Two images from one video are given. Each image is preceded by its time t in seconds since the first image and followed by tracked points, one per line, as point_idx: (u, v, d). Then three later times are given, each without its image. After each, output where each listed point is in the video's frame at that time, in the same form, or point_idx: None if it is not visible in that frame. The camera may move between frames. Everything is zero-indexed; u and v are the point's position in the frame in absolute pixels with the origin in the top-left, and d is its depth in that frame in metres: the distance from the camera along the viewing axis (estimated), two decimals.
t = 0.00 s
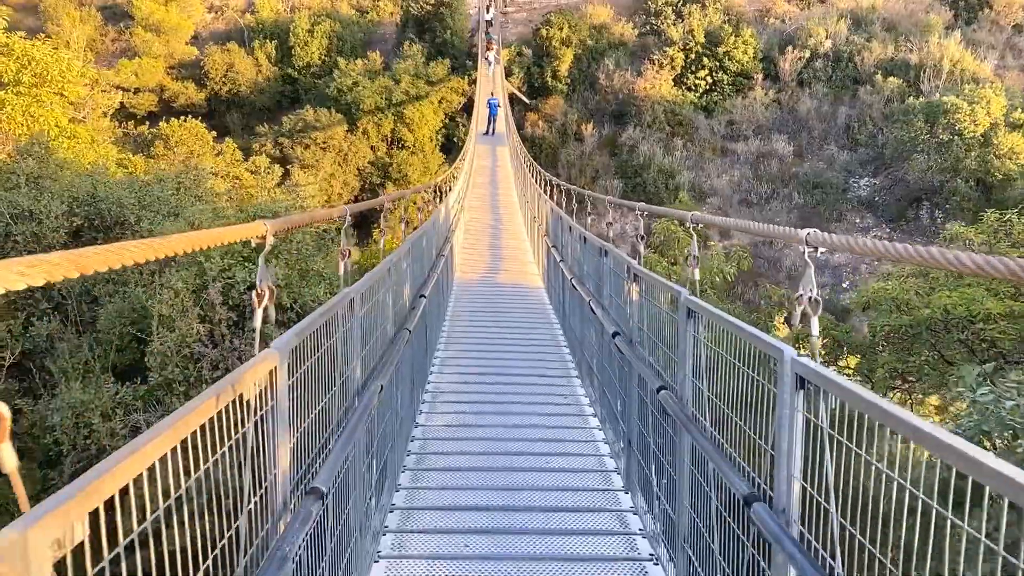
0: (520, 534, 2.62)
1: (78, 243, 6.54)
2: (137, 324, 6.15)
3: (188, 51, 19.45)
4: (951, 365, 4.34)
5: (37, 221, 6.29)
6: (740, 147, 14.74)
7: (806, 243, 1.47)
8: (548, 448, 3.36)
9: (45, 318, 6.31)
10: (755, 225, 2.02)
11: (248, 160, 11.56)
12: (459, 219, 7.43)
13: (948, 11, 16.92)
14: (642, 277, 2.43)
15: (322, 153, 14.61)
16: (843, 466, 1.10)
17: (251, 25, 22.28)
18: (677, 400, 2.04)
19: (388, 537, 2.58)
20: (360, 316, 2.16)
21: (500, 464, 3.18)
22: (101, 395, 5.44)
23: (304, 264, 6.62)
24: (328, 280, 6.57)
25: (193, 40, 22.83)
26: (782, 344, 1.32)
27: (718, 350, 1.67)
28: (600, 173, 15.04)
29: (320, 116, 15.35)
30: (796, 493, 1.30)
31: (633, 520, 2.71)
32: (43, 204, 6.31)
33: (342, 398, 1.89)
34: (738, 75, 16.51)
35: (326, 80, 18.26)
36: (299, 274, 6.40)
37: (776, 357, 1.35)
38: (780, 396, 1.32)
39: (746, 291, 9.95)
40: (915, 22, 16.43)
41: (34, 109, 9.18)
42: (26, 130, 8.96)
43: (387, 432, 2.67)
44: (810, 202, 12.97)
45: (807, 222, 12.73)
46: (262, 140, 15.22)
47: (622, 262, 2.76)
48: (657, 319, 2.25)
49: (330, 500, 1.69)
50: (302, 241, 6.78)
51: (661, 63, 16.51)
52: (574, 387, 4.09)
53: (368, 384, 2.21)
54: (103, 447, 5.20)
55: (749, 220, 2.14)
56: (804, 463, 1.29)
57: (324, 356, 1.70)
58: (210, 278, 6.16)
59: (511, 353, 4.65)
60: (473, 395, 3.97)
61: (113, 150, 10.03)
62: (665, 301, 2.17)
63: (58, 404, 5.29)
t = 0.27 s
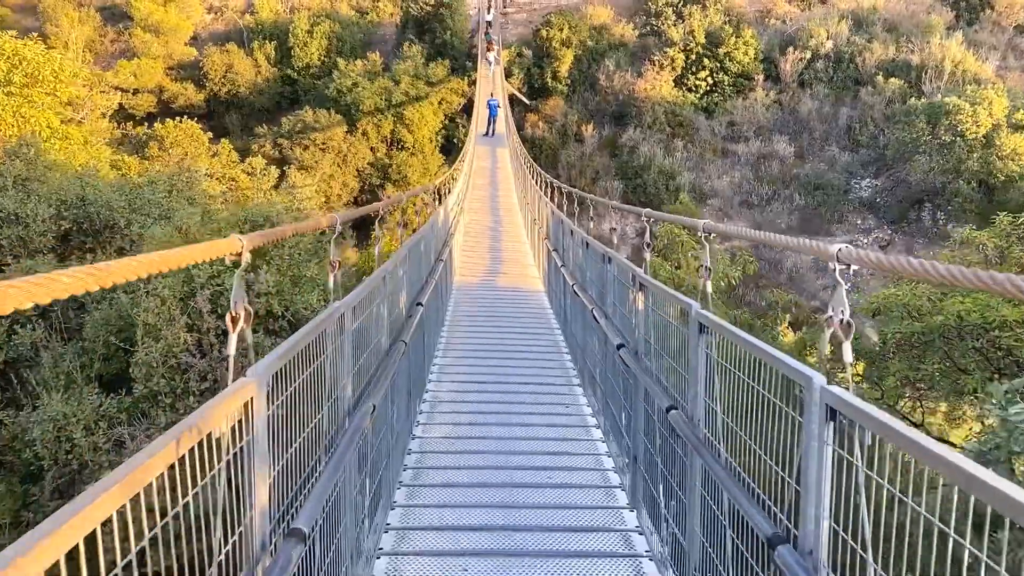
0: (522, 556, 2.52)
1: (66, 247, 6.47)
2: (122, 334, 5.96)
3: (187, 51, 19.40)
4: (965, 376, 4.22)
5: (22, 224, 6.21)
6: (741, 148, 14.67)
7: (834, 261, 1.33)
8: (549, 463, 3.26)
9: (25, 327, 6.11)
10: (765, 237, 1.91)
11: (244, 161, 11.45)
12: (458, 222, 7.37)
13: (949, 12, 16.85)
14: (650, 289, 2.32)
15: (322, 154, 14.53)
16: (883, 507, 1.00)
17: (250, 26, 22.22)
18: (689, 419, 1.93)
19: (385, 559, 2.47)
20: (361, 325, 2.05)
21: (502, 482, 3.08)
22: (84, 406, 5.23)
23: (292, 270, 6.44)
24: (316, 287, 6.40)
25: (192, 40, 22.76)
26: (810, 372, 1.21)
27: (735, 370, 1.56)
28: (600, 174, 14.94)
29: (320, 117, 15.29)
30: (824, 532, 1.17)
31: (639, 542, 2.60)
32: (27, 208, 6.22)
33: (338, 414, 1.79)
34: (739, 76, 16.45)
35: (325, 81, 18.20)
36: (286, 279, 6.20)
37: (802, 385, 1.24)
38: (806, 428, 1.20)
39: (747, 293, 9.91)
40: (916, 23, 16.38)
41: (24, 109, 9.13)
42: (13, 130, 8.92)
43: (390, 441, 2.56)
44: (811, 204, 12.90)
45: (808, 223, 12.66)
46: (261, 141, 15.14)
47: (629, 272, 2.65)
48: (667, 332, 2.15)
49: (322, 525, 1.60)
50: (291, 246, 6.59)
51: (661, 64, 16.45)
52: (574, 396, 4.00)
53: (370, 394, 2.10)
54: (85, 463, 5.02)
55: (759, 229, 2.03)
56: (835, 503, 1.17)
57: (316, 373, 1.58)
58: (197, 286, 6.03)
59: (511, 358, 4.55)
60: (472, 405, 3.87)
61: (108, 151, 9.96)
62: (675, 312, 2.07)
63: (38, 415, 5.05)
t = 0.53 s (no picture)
0: (522, 530, 2.41)
1: (54, 250, 6.41)
2: (107, 342, 5.76)
3: (186, 53, 19.35)
4: (979, 386, 4.17)
5: (8, 228, 6.16)
6: (742, 150, 14.62)
7: (869, 272, 1.14)
8: (550, 444, 3.10)
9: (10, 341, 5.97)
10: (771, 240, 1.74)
11: (240, 163, 11.33)
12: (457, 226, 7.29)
13: (950, 14, 16.80)
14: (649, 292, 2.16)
15: (321, 157, 14.45)
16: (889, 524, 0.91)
17: (250, 28, 22.16)
18: (697, 435, 1.77)
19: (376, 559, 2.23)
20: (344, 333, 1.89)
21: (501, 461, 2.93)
22: (65, 418, 5.04)
23: (281, 278, 6.16)
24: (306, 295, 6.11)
25: (192, 43, 22.73)
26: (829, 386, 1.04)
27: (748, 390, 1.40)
28: (601, 176, 14.88)
29: (319, 120, 15.22)
30: None
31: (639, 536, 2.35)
32: (14, 212, 6.16)
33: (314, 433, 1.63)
34: (739, 78, 16.39)
35: (325, 84, 18.16)
36: (275, 287, 5.94)
37: (821, 405, 1.06)
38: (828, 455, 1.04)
39: (748, 296, 9.86)
40: (917, 25, 16.34)
41: (14, 111, 9.06)
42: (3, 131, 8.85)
43: (381, 454, 2.41)
44: (813, 206, 12.82)
45: (810, 225, 12.60)
46: (260, 144, 15.07)
47: (626, 271, 2.50)
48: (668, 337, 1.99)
49: (300, 559, 1.44)
50: (282, 252, 6.29)
51: (662, 66, 16.40)
52: (572, 386, 3.85)
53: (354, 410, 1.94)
54: (66, 479, 4.81)
55: (767, 233, 1.88)
56: (870, 546, 0.99)
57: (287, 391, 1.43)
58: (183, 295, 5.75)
59: (510, 355, 4.40)
60: (470, 394, 3.72)
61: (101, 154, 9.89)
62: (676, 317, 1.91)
63: (16, 429, 4.87)
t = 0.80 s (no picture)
0: (518, 540, 2.32)
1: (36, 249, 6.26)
2: (85, 346, 5.57)
3: (185, 56, 19.29)
4: (993, 391, 4.05)
5: None
6: (742, 152, 14.55)
7: (902, 266, 1.04)
8: (546, 451, 3.04)
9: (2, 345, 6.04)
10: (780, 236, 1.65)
11: (236, 164, 11.20)
12: (455, 228, 7.22)
13: (950, 16, 16.75)
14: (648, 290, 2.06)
15: (320, 159, 14.38)
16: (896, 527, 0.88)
17: (249, 31, 22.10)
18: (702, 443, 1.69)
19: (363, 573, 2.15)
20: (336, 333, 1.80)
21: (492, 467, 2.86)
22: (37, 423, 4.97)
23: (266, 282, 5.90)
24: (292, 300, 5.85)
25: (190, 46, 22.69)
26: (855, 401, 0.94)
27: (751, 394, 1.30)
28: (600, 178, 14.82)
29: (318, 122, 15.15)
30: None
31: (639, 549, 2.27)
32: None
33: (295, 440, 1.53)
34: (740, 80, 16.34)
35: (324, 87, 18.10)
36: (260, 290, 5.67)
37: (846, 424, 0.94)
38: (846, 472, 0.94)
39: (748, 299, 9.80)
40: (918, 27, 16.29)
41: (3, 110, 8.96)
42: None
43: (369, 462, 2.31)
44: (813, 209, 12.75)
45: (810, 228, 12.54)
46: (259, 146, 15.01)
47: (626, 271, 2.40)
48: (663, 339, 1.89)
49: None
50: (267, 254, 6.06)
51: (662, 68, 16.34)
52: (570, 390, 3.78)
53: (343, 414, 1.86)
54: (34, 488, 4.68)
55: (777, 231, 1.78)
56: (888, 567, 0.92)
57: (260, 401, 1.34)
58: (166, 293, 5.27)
59: (506, 358, 4.33)
60: (464, 398, 3.64)
61: (92, 155, 9.78)
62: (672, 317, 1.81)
63: None
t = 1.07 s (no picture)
0: (515, 558, 2.24)
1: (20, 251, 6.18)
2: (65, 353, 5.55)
3: (184, 58, 19.24)
4: (1004, 399, 3.98)
5: None
6: (743, 155, 14.50)
7: (939, 279, 0.95)
8: (541, 463, 2.96)
9: None
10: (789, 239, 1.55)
11: (230, 165, 11.05)
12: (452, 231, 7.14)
13: (950, 17, 16.70)
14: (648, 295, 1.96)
15: (318, 161, 14.31)
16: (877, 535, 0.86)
17: (247, 33, 22.06)
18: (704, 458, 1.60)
19: None
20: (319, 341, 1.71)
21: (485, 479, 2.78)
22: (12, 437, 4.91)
23: (251, 285, 5.76)
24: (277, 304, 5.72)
25: (189, 48, 22.63)
26: (877, 421, 0.84)
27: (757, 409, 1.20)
28: (600, 181, 14.77)
29: (317, 124, 15.09)
30: None
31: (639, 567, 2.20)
32: None
33: (275, 457, 1.44)
34: (740, 82, 16.29)
35: (323, 89, 18.06)
36: (243, 294, 5.58)
37: (870, 443, 0.84)
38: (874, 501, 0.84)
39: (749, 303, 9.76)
40: (918, 29, 16.25)
41: None
42: None
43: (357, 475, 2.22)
44: (814, 211, 12.69)
45: (811, 230, 12.50)
46: (258, 148, 14.95)
47: (625, 276, 2.30)
48: (661, 348, 1.80)
49: None
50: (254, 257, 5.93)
51: (662, 70, 16.30)
52: (568, 398, 3.70)
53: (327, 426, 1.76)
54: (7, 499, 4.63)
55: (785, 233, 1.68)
56: None
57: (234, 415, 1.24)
58: (144, 300, 5.29)
59: (503, 365, 4.25)
60: (459, 406, 3.57)
61: (84, 157, 9.69)
62: (672, 324, 1.72)
63: None
